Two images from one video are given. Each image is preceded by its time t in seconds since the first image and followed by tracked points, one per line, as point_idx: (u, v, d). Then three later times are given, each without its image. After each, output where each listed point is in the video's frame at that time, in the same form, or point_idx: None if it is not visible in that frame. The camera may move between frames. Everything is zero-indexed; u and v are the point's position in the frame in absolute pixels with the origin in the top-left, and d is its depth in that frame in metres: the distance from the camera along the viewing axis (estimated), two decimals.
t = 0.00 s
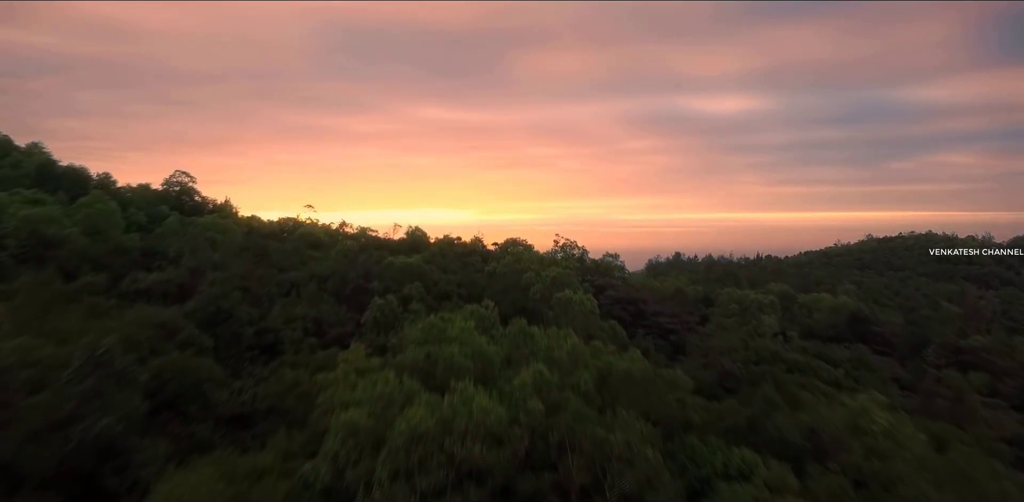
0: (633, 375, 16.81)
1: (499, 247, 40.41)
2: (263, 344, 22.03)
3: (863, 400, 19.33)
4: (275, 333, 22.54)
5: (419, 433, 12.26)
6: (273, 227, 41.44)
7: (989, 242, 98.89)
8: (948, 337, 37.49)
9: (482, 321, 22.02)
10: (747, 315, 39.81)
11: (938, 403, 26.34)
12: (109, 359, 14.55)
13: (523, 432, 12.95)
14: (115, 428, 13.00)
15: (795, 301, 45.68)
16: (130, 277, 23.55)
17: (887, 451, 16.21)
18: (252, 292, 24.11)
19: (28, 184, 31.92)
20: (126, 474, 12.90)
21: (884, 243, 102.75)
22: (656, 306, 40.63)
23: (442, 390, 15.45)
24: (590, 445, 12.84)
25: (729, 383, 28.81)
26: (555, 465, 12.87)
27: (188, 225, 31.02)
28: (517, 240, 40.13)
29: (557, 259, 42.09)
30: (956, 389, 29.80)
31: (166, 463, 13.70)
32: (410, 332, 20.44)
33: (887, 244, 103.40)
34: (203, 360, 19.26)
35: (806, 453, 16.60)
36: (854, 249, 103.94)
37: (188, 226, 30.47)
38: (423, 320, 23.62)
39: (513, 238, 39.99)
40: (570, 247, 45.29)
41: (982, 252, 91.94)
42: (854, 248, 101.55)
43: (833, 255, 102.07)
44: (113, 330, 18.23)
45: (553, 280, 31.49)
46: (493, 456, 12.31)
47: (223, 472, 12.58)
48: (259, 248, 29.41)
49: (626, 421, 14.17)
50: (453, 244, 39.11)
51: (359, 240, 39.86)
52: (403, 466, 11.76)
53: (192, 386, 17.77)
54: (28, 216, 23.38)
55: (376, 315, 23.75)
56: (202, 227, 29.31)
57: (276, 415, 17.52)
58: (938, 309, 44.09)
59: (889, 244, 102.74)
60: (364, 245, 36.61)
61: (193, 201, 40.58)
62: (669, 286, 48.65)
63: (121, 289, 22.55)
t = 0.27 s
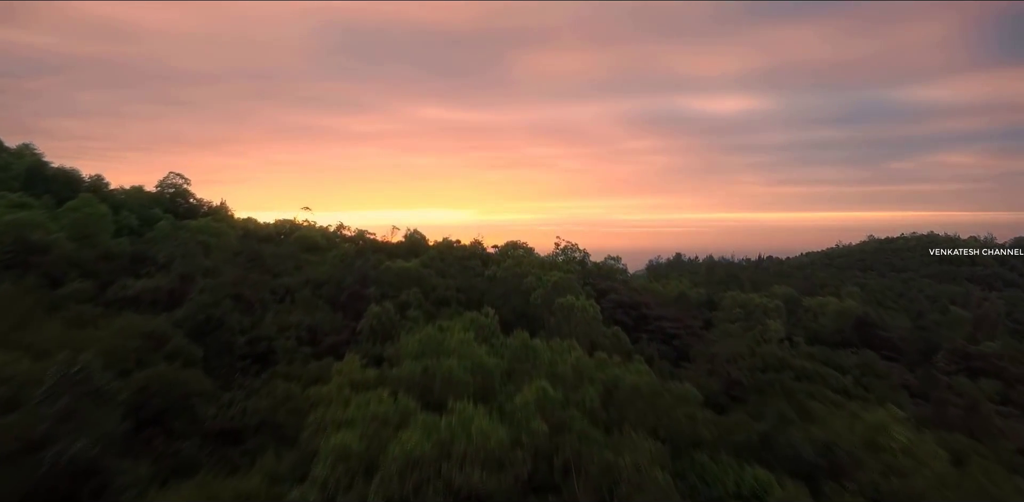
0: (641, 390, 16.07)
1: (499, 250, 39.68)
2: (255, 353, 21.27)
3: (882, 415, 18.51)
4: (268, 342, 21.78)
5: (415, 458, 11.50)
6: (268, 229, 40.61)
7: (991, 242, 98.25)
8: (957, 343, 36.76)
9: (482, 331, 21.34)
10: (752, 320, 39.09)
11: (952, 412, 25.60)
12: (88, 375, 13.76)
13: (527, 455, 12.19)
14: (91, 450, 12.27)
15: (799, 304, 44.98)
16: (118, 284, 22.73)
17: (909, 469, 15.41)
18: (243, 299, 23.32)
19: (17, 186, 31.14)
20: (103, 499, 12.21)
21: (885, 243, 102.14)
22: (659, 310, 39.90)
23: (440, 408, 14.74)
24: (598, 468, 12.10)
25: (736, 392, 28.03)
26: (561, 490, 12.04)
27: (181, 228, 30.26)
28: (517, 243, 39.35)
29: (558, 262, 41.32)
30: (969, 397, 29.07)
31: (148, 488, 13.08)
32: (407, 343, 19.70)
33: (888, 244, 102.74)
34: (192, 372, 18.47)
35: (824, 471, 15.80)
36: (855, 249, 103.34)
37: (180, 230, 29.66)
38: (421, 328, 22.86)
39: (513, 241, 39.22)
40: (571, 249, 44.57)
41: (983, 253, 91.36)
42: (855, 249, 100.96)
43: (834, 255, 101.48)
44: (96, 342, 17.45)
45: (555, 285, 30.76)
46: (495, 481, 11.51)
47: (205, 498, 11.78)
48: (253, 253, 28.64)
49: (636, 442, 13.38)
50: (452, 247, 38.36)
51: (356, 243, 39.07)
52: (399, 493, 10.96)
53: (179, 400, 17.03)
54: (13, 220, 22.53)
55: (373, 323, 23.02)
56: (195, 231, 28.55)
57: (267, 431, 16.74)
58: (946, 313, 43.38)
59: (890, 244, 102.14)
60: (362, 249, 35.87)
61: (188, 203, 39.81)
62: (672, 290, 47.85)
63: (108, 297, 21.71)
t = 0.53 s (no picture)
0: (649, 406, 15.25)
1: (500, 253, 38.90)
2: (246, 364, 20.52)
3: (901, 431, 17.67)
4: (260, 352, 21.03)
5: (410, 488, 10.68)
6: (264, 232, 39.81)
7: (994, 242, 97.52)
8: (968, 348, 35.95)
9: (481, 342, 20.57)
10: (757, 325, 38.30)
11: (966, 421, 24.86)
12: (60, 396, 12.93)
13: (529, 483, 11.39)
14: (60, 480, 11.39)
15: (804, 308, 44.22)
16: (104, 291, 21.89)
17: (934, 491, 14.54)
18: (235, 307, 22.52)
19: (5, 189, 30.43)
20: None
21: (887, 245, 101.51)
22: (662, 314, 39.16)
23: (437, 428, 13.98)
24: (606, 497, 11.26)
25: (743, 400, 27.28)
26: None
27: (172, 232, 29.46)
28: (518, 246, 38.56)
29: (560, 265, 40.53)
30: (983, 406, 28.22)
31: None
32: (404, 354, 18.95)
33: (890, 245, 101.99)
34: (179, 386, 17.69)
35: (842, 492, 14.96)
36: (857, 250, 102.71)
37: (171, 234, 28.83)
38: (419, 337, 22.11)
39: (513, 244, 38.44)
40: (572, 253, 43.85)
41: (986, 253, 90.66)
42: (857, 250, 100.35)
43: (836, 256, 100.82)
44: (77, 355, 16.63)
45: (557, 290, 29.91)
46: None
47: None
48: (246, 257, 27.85)
49: (646, 467, 12.53)
50: (451, 251, 37.58)
51: (353, 246, 38.28)
52: None
53: (164, 415, 16.26)
54: None
55: (368, 331, 22.23)
56: (186, 234, 27.77)
57: (256, 448, 15.93)
58: (955, 317, 42.55)
59: (892, 245, 101.54)
60: (359, 253, 35.09)
61: (182, 205, 39.04)
62: (675, 293, 47.05)
63: (93, 305, 20.86)
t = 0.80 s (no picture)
0: (659, 424, 14.44)
1: (499, 256, 38.13)
2: (237, 375, 19.74)
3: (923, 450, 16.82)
4: (251, 363, 20.26)
5: None
6: (260, 235, 39.00)
7: (997, 242, 96.69)
8: (978, 354, 35.16)
9: (481, 353, 19.81)
10: (763, 330, 37.53)
11: (981, 431, 24.07)
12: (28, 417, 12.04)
13: None
14: None
15: (809, 313, 43.47)
16: (90, 298, 21.06)
17: None
18: (225, 315, 21.73)
19: None
20: None
21: (890, 246, 100.79)
22: (665, 319, 38.38)
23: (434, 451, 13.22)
24: None
25: (750, 410, 26.51)
26: None
27: (163, 236, 28.65)
28: (518, 249, 37.74)
29: (561, 268, 39.72)
30: (998, 414, 27.41)
31: None
32: (401, 366, 18.17)
33: (892, 246, 101.17)
34: (165, 401, 16.91)
35: None
36: (859, 251, 101.97)
37: (163, 237, 28.01)
38: (417, 347, 21.34)
39: (513, 247, 37.62)
40: (573, 256, 43.09)
41: (989, 254, 89.88)
42: (859, 252, 99.63)
43: (837, 257, 100.06)
44: (57, 369, 15.82)
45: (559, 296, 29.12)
46: None
47: None
48: (239, 261, 27.05)
49: (658, 494, 11.73)
50: (450, 254, 36.79)
51: (350, 250, 37.49)
52: None
53: (148, 433, 15.45)
54: None
55: (364, 341, 21.48)
56: (177, 239, 26.97)
57: (244, 468, 15.06)
58: (963, 322, 41.78)
59: (894, 246, 100.79)
60: (356, 258, 34.30)
61: (175, 208, 38.24)
62: (677, 297, 46.28)
63: (78, 313, 20.03)
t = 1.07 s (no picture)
0: (672, 446, 13.60)
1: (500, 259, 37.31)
2: (226, 388, 18.93)
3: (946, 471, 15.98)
4: (241, 375, 19.44)
5: None
6: (255, 238, 38.16)
7: (1000, 243, 95.93)
8: (990, 360, 34.33)
9: (481, 365, 19.01)
10: (768, 335, 36.72)
11: (1000, 442, 23.24)
12: None
13: None
14: None
15: (815, 318, 42.66)
16: (73, 307, 20.20)
17: None
18: (215, 325, 20.93)
19: None
20: None
21: (892, 247, 100.05)
22: (669, 323, 37.56)
23: (431, 478, 12.39)
24: None
25: (758, 421, 25.68)
26: None
27: (153, 240, 27.81)
28: (519, 252, 36.87)
29: (562, 272, 38.84)
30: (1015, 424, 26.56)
31: None
32: (397, 380, 17.34)
33: (894, 247, 100.41)
34: (148, 419, 16.06)
35: None
36: (861, 252, 101.25)
37: (152, 242, 27.18)
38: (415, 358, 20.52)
39: (514, 250, 36.75)
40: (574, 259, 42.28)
41: (993, 255, 89.05)
42: (861, 253, 98.91)
43: (839, 259, 99.31)
44: (33, 385, 14.97)
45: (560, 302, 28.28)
46: None
47: None
48: (231, 267, 26.17)
49: None
50: (449, 258, 35.96)
51: (347, 253, 36.65)
52: None
53: (129, 453, 14.57)
54: None
55: (359, 352, 20.68)
56: (167, 244, 26.12)
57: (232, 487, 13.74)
58: (972, 327, 40.94)
59: (897, 247, 100.05)
60: (352, 262, 33.49)
61: (168, 210, 37.40)
62: (681, 300, 45.46)
63: (60, 323, 19.17)
